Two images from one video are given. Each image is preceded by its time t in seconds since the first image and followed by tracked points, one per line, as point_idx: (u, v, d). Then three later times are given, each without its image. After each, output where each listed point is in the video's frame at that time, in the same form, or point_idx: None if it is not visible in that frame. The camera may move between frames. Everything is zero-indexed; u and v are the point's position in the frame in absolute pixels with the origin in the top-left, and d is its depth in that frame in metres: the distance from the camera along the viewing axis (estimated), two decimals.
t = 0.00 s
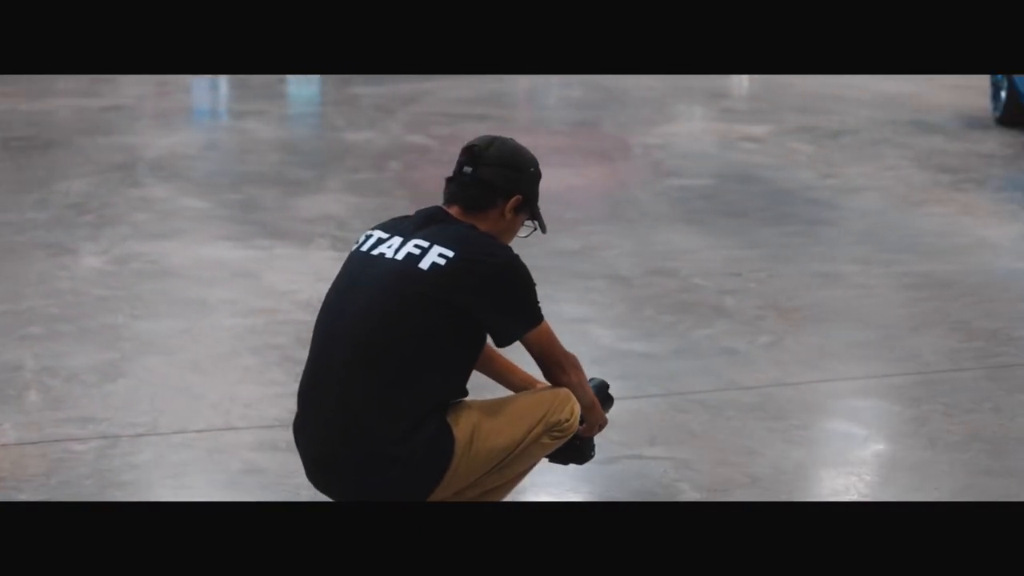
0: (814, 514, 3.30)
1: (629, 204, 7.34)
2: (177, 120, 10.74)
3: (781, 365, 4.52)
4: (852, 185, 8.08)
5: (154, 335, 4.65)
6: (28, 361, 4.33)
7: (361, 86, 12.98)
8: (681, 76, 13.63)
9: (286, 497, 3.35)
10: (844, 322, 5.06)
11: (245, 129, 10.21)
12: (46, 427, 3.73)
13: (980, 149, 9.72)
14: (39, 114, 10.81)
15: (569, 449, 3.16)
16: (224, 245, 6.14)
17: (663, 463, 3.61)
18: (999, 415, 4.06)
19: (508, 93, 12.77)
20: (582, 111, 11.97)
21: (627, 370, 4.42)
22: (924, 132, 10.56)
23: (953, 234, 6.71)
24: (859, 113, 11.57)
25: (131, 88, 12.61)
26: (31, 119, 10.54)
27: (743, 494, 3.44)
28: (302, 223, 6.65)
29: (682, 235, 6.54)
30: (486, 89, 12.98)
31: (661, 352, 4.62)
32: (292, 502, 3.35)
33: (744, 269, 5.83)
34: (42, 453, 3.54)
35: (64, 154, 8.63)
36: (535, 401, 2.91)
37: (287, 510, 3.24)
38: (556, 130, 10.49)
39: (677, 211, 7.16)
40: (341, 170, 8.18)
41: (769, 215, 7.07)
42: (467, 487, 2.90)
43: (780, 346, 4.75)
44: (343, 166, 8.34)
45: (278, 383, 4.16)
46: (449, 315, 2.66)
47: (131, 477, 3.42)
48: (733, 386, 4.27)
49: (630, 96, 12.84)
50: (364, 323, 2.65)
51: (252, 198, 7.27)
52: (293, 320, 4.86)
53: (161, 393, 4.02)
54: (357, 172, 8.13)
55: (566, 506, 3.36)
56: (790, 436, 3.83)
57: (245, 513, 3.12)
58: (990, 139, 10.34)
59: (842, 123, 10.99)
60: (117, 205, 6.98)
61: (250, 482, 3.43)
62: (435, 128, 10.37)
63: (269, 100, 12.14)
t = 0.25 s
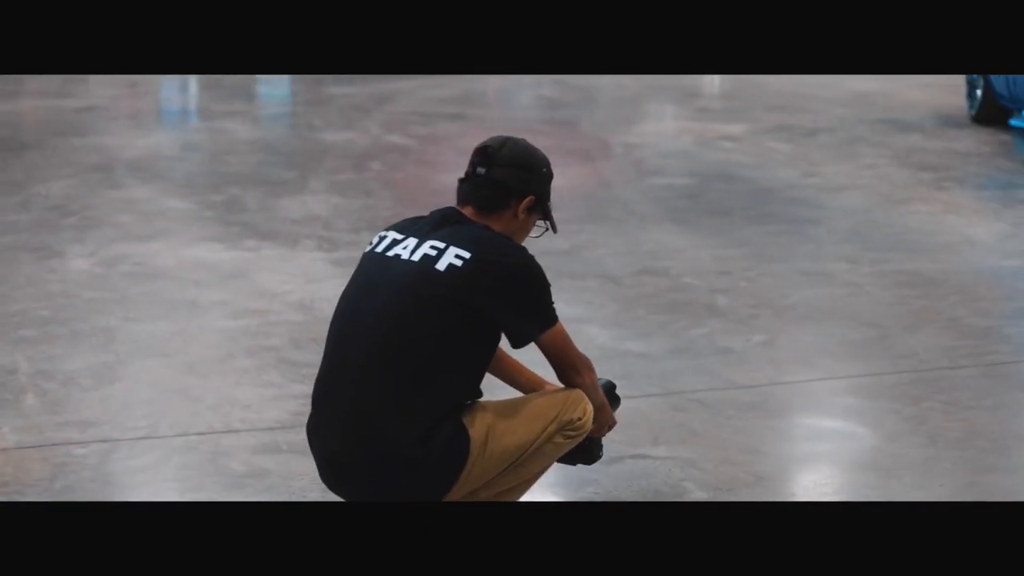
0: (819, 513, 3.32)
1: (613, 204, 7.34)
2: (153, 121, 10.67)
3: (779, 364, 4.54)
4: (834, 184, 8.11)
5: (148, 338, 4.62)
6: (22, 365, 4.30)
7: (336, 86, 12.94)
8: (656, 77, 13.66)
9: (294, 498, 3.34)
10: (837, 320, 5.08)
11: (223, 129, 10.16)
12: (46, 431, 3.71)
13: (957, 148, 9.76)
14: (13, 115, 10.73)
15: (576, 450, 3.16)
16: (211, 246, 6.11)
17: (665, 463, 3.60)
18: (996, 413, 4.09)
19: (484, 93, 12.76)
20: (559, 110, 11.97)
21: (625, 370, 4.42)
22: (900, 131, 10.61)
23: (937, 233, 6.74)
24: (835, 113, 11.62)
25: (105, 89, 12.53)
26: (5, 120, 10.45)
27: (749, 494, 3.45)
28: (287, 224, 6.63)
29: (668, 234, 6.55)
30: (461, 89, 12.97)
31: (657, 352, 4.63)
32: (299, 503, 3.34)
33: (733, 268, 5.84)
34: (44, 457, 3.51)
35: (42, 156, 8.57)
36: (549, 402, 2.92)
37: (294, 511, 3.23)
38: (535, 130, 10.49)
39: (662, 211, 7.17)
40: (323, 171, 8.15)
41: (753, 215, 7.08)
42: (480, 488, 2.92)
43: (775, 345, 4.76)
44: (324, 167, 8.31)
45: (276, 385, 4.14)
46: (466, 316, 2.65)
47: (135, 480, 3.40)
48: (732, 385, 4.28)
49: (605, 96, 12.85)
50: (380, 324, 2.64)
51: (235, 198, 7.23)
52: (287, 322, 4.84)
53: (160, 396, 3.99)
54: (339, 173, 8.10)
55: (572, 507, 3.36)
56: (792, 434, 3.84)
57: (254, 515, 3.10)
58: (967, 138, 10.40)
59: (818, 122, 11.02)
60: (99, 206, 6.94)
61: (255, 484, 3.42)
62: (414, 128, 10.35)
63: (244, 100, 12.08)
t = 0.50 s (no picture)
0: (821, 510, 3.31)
1: (594, 203, 7.33)
2: (127, 121, 10.60)
3: (772, 362, 4.54)
4: (813, 183, 8.13)
5: (138, 340, 4.59)
6: (13, 368, 4.25)
7: (309, 86, 12.89)
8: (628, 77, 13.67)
9: (297, 499, 3.32)
10: (826, 318, 5.09)
11: (197, 130, 10.10)
12: (42, 434, 3.67)
13: (933, 147, 9.82)
14: None
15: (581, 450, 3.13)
16: (195, 246, 6.07)
17: (667, 462, 3.63)
18: (989, 409, 4.10)
19: (458, 93, 12.75)
20: (534, 110, 11.97)
21: (619, 369, 4.41)
22: (874, 131, 10.66)
23: (919, 230, 6.77)
24: (809, 112, 11.66)
25: (76, 90, 12.43)
26: None
27: (753, 494, 3.47)
28: (270, 224, 6.59)
29: (652, 233, 6.55)
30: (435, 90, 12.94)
31: (649, 350, 4.62)
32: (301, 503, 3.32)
33: (719, 267, 5.84)
34: (41, 461, 3.48)
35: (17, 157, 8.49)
36: (558, 401, 2.90)
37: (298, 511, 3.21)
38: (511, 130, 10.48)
39: (644, 210, 7.17)
40: (302, 171, 8.12)
41: (735, 213, 7.09)
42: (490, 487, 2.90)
43: (766, 343, 4.76)
44: (303, 167, 8.28)
45: (270, 387, 4.11)
46: (480, 315, 2.64)
47: (136, 483, 3.38)
48: (725, 384, 4.28)
49: (579, 95, 12.85)
50: (393, 322, 2.63)
51: (216, 199, 7.19)
52: (276, 323, 4.81)
53: (155, 398, 3.96)
54: (318, 173, 8.07)
55: (573, 507, 3.35)
56: (792, 433, 3.85)
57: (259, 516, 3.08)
58: (940, 137, 10.45)
59: (793, 121, 11.06)
60: (79, 207, 6.88)
61: (257, 486, 3.39)
62: (389, 127, 10.33)
63: (217, 101, 12.02)
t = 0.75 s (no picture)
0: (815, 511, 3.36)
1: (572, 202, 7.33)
2: (96, 123, 10.52)
3: (759, 360, 4.55)
4: (787, 181, 8.15)
5: (124, 341, 4.55)
6: None
7: (278, 87, 12.83)
8: (597, 77, 13.68)
9: (294, 499, 3.31)
10: (810, 316, 5.11)
11: (168, 130, 10.03)
12: (33, 437, 3.64)
13: (904, 146, 9.86)
14: None
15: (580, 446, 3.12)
16: (174, 247, 6.04)
17: (663, 460, 3.68)
18: (975, 405, 4.13)
19: (427, 93, 12.72)
20: (504, 109, 11.95)
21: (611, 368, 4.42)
22: (844, 129, 10.71)
23: (896, 228, 6.80)
24: (778, 112, 11.70)
25: (42, 91, 12.33)
26: None
27: (748, 493, 3.51)
28: (248, 224, 6.55)
29: (631, 233, 6.56)
30: (404, 90, 12.92)
31: (636, 349, 4.63)
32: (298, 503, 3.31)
33: (700, 266, 5.85)
34: (35, 465, 3.46)
35: None
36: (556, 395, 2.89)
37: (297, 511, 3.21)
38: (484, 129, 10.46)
39: (621, 209, 7.18)
40: (277, 172, 8.08)
41: (713, 212, 7.11)
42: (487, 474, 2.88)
43: (752, 340, 4.78)
44: (277, 168, 8.24)
45: (259, 388, 4.09)
46: (489, 301, 2.63)
47: (131, 486, 3.36)
48: (713, 381, 4.29)
49: (549, 96, 12.85)
50: (402, 307, 2.63)
51: (192, 199, 7.15)
52: (261, 323, 4.79)
53: (145, 400, 3.94)
54: (293, 174, 8.04)
55: (569, 506, 3.37)
56: (784, 431, 3.88)
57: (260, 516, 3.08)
58: (910, 135, 10.50)
59: (763, 120, 11.09)
60: (54, 208, 6.83)
61: (253, 486, 3.38)
62: (362, 127, 10.30)
63: (186, 101, 11.95)
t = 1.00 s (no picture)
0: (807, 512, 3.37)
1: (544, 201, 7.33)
2: (59, 124, 10.43)
3: (743, 357, 4.56)
4: (758, 180, 8.17)
5: (103, 343, 4.52)
6: None
7: (242, 88, 12.77)
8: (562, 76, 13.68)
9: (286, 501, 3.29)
10: (790, 312, 5.12)
11: (133, 131, 9.96)
12: (17, 440, 3.61)
13: (870, 144, 9.91)
14: None
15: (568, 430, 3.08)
16: (147, 247, 5.99)
17: (655, 457, 3.69)
18: (958, 402, 4.16)
19: (393, 93, 12.68)
20: (471, 109, 11.93)
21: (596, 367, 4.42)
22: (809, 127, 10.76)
23: (868, 226, 6.83)
24: (744, 111, 11.73)
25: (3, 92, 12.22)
26: None
27: (739, 489, 3.53)
28: (221, 224, 6.51)
29: (606, 231, 6.56)
30: (368, 89, 12.89)
31: (619, 347, 4.63)
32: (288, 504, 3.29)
33: (676, 263, 5.86)
34: (21, 468, 3.43)
35: None
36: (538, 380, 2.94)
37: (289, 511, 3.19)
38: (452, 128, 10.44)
39: (594, 208, 7.17)
40: (246, 172, 8.03)
41: (686, 211, 7.11)
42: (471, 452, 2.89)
43: (734, 338, 4.78)
44: (247, 168, 8.19)
45: (243, 389, 4.06)
46: (493, 269, 2.62)
47: (119, 488, 3.33)
48: (699, 379, 4.30)
49: (515, 95, 12.84)
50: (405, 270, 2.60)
51: (163, 200, 7.10)
52: (241, 324, 4.76)
53: (128, 401, 3.91)
54: (263, 174, 8.00)
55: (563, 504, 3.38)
56: (771, 427, 3.90)
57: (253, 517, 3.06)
58: (875, 134, 10.56)
59: (730, 119, 11.12)
60: (23, 209, 6.76)
61: (242, 488, 3.36)
62: (329, 126, 10.25)
63: (150, 102, 11.87)
